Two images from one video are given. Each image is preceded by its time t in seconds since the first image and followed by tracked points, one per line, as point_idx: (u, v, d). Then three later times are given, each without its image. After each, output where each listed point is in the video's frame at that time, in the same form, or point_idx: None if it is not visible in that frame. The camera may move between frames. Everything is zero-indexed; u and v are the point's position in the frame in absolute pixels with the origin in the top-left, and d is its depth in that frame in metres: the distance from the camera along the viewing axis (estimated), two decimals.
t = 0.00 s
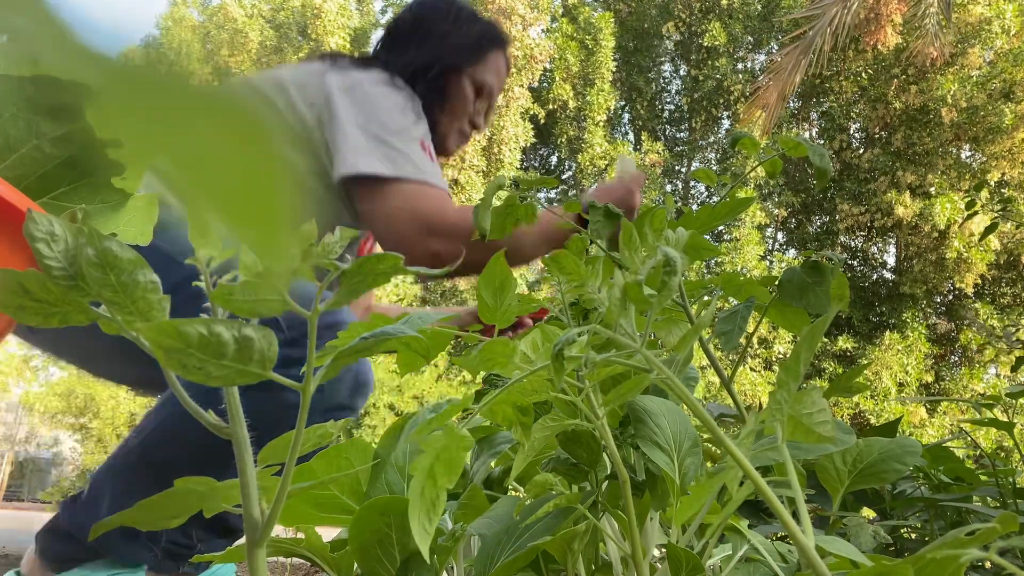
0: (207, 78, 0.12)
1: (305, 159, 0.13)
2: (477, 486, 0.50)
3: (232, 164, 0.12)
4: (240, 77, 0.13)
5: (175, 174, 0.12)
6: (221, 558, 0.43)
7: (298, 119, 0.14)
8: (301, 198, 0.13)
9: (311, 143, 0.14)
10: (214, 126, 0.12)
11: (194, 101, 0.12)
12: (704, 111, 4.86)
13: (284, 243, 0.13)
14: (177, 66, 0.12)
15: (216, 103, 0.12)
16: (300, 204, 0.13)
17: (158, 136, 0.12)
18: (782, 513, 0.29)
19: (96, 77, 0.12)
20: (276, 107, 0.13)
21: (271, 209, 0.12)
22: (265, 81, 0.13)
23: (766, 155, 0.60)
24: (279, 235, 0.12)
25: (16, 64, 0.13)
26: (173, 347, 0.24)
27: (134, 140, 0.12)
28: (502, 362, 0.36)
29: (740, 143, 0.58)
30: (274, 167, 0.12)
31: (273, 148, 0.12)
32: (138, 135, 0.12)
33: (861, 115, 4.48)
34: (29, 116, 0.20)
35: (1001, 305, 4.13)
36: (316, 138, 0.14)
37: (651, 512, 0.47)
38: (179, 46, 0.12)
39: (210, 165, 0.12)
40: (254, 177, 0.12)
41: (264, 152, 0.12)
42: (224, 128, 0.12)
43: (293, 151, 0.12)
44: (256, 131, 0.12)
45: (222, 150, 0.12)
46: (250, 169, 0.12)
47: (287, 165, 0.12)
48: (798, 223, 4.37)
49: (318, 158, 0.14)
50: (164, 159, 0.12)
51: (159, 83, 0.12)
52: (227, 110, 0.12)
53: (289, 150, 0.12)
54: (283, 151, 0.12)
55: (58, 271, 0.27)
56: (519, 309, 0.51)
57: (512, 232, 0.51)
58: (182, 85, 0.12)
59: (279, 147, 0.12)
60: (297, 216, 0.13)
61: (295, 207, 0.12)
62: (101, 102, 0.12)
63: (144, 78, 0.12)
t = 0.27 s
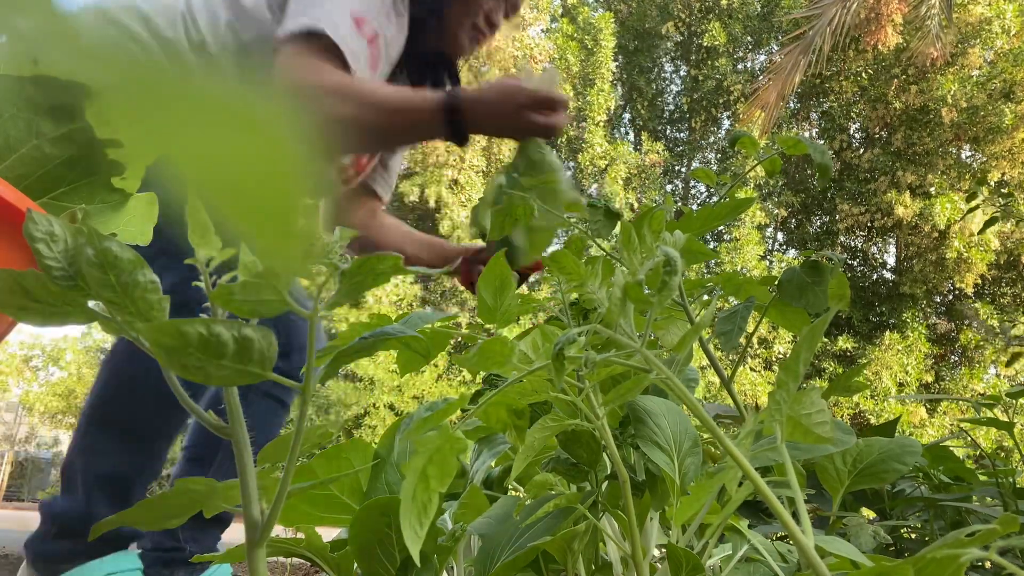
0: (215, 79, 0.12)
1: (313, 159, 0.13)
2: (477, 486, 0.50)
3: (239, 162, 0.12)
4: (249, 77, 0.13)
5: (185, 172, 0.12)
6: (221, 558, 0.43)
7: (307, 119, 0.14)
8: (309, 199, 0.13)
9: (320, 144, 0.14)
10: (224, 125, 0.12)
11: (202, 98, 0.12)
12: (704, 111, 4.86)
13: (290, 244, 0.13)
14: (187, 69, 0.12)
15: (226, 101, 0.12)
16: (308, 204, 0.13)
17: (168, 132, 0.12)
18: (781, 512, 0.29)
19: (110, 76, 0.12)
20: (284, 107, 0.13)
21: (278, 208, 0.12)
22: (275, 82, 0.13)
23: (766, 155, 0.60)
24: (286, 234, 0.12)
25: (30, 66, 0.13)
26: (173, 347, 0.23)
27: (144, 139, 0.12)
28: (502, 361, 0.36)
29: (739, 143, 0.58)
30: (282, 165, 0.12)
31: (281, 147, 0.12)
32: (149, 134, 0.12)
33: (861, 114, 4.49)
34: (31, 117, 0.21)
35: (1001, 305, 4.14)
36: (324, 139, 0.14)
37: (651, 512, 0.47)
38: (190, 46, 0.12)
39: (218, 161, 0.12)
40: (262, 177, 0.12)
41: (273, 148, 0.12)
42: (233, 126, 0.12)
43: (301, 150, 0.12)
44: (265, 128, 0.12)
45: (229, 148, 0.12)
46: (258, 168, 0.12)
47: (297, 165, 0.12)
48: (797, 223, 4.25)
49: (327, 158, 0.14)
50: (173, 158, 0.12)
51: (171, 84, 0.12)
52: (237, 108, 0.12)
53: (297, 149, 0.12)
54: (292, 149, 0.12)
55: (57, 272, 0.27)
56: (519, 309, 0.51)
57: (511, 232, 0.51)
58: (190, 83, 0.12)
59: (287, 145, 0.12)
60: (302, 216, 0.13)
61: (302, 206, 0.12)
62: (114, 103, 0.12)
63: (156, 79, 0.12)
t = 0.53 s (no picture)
0: (215, 76, 0.12)
1: (312, 154, 0.13)
2: (477, 486, 0.51)
3: (238, 162, 0.12)
4: (246, 73, 0.13)
5: (184, 175, 0.12)
6: (221, 558, 0.43)
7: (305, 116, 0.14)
8: (308, 196, 0.13)
9: (320, 141, 0.14)
10: (219, 124, 0.12)
11: (198, 96, 0.12)
12: (704, 111, 4.86)
13: (290, 243, 0.13)
14: (184, 67, 0.12)
15: (222, 99, 0.12)
16: (307, 203, 0.13)
17: (166, 135, 0.12)
18: (781, 512, 0.29)
19: (108, 76, 0.12)
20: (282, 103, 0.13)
21: (277, 205, 0.12)
22: (274, 78, 0.13)
23: (765, 154, 0.60)
24: (285, 230, 0.13)
25: (29, 63, 0.13)
26: (173, 346, 0.24)
27: (144, 140, 0.12)
28: (502, 361, 0.36)
29: (738, 143, 0.58)
30: (279, 164, 0.12)
31: (278, 144, 0.12)
32: (148, 134, 0.12)
33: (862, 115, 4.49)
34: (31, 119, 0.21)
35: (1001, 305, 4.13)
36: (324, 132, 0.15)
37: (651, 511, 0.47)
38: (185, 48, 0.13)
39: (215, 162, 0.12)
40: (259, 177, 0.12)
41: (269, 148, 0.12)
42: (230, 127, 0.12)
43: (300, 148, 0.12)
44: (261, 128, 0.12)
45: (227, 147, 0.12)
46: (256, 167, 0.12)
47: (294, 163, 0.12)
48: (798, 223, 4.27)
49: (327, 152, 0.14)
50: (172, 158, 0.12)
51: (168, 83, 0.12)
52: (233, 108, 0.12)
53: (293, 146, 0.12)
54: (288, 147, 0.12)
55: (57, 272, 0.26)
56: (519, 309, 0.51)
57: (510, 234, 0.51)
58: (187, 81, 0.12)
59: (283, 143, 0.12)
60: (302, 213, 0.13)
61: (301, 204, 0.13)
62: (113, 103, 0.12)
63: (154, 78, 0.12)
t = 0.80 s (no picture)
0: (209, 80, 0.12)
1: (307, 149, 0.13)
2: (477, 487, 0.51)
3: (226, 163, 0.12)
4: (237, 70, 0.13)
5: (176, 177, 0.12)
6: (221, 559, 0.43)
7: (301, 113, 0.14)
8: (302, 197, 0.13)
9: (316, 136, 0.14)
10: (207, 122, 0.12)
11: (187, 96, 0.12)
12: (704, 112, 4.85)
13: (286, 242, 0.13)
14: (174, 66, 0.12)
15: (211, 96, 0.12)
16: (301, 201, 0.13)
17: (156, 135, 0.12)
18: (781, 513, 0.29)
19: (101, 74, 0.12)
20: (276, 103, 0.13)
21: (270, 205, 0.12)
22: (267, 74, 0.13)
23: (764, 155, 0.60)
24: (279, 229, 0.13)
25: (29, 65, 0.14)
26: (172, 347, 0.23)
27: (137, 141, 0.12)
28: (502, 362, 0.37)
29: (737, 144, 0.58)
30: (270, 165, 0.12)
31: (270, 141, 0.12)
32: (139, 134, 0.12)
33: (862, 116, 4.49)
34: (31, 120, 0.21)
35: (1001, 306, 4.13)
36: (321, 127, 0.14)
37: (651, 512, 0.47)
38: (178, 47, 0.12)
39: (205, 163, 0.12)
40: (249, 176, 0.12)
41: (260, 144, 0.12)
42: (219, 126, 0.12)
43: (293, 145, 0.12)
44: (250, 125, 0.12)
45: (216, 148, 0.12)
46: (246, 166, 0.12)
47: (285, 160, 0.12)
48: (798, 223, 4.40)
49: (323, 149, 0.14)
50: (165, 159, 0.12)
51: (159, 83, 0.12)
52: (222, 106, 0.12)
53: (286, 141, 0.12)
54: (278, 144, 0.12)
55: (56, 271, 0.26)
56: (519, 310, 0.51)
57: (509, 235, 0.51)
58: (178, 80, 0.12)
59: (272, 140, 0.12)
60: (298, 212, 0.13)
61: (295, 205, 0.12)
62: (107, 104, 0.12)
63: (145, 75, 0.12)
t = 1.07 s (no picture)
0: (212, 82, 0.12)
1: (309, 147, 0.13)
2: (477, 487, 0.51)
3: (229, 165, 0.12)
4: (240, 69, 0.13)
5: (182, 176, 0.12)
6: (221, 559, 0.43)
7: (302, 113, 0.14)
8: (303, 198, 0.13)
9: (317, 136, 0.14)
10: (207, 125, 0.12)
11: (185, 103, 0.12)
12: (704, 113, 4.85)
13: (288, 242, 0.13)
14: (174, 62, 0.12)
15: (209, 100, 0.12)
16: (300, 203, 0.13)
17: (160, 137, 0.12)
18: (781, 514, 0.29)
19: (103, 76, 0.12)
20: (278, 100, 0.13)
21: (270, 208, 0.12)
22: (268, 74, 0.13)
23: (763, 156, 0.60)
24: (281, 230, 0.13)
25: (28, 65, 0.13)
26: (171, 348, 0.23)
27: (141, 143, 0.12)
28: (501, 363, 0.36)
29: (737, 144, 0.58)
30: (274, 165, 0.12)
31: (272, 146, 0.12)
32: (146, 137, 0.12)
33: (861, 116, 4.50)
34: (31, 121, 0.21)
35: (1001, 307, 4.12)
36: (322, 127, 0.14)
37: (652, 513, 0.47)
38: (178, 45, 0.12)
39: (208, 166, 0.12)
40: (254, 179, 0.12)
41: (263, 149, 0.12)
42: (221, 129, 0.12)
43: (295, 144, 0.12)
44: (250, 126, 0.12)
45: (220, 149, 0.12)
46: (250, 169, 0.12)
47: (289, 162, 0.12)
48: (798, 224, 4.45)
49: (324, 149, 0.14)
50: (170, 162, 0.12)
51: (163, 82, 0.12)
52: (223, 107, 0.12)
53: (288, 141, 0.12)
54: (284, 151, 0.12)
55: (56, 273, 0.26)
56: (519, 310, 0.51)
57: (509, 235, 0.51)
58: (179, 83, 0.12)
59: (276, 144, 0.12)
60: (300, 213, 0.13)
61: (296, 203, 0.13)
62: (111, 104, 0.12)
63: (148, 76, 0.12)
